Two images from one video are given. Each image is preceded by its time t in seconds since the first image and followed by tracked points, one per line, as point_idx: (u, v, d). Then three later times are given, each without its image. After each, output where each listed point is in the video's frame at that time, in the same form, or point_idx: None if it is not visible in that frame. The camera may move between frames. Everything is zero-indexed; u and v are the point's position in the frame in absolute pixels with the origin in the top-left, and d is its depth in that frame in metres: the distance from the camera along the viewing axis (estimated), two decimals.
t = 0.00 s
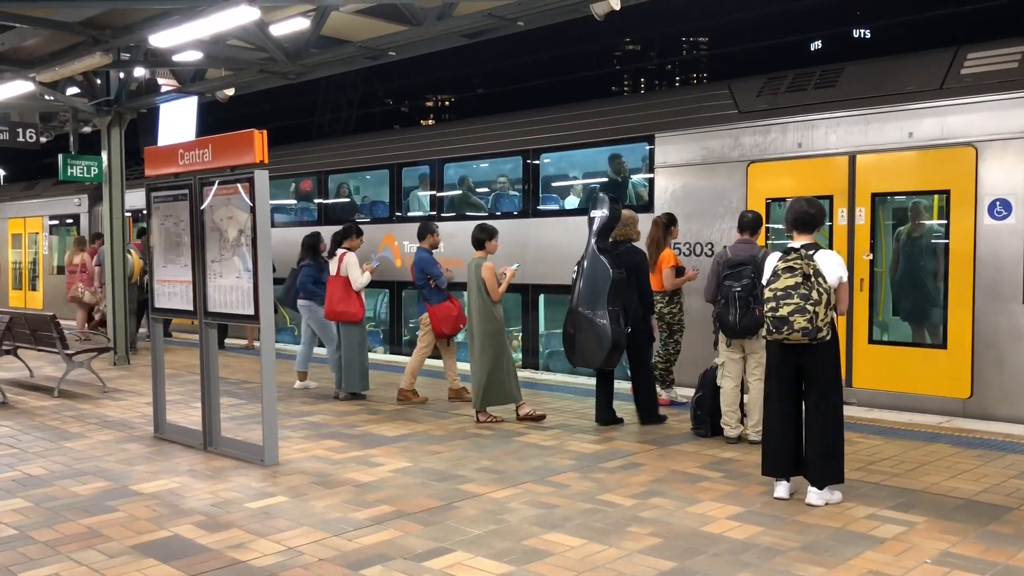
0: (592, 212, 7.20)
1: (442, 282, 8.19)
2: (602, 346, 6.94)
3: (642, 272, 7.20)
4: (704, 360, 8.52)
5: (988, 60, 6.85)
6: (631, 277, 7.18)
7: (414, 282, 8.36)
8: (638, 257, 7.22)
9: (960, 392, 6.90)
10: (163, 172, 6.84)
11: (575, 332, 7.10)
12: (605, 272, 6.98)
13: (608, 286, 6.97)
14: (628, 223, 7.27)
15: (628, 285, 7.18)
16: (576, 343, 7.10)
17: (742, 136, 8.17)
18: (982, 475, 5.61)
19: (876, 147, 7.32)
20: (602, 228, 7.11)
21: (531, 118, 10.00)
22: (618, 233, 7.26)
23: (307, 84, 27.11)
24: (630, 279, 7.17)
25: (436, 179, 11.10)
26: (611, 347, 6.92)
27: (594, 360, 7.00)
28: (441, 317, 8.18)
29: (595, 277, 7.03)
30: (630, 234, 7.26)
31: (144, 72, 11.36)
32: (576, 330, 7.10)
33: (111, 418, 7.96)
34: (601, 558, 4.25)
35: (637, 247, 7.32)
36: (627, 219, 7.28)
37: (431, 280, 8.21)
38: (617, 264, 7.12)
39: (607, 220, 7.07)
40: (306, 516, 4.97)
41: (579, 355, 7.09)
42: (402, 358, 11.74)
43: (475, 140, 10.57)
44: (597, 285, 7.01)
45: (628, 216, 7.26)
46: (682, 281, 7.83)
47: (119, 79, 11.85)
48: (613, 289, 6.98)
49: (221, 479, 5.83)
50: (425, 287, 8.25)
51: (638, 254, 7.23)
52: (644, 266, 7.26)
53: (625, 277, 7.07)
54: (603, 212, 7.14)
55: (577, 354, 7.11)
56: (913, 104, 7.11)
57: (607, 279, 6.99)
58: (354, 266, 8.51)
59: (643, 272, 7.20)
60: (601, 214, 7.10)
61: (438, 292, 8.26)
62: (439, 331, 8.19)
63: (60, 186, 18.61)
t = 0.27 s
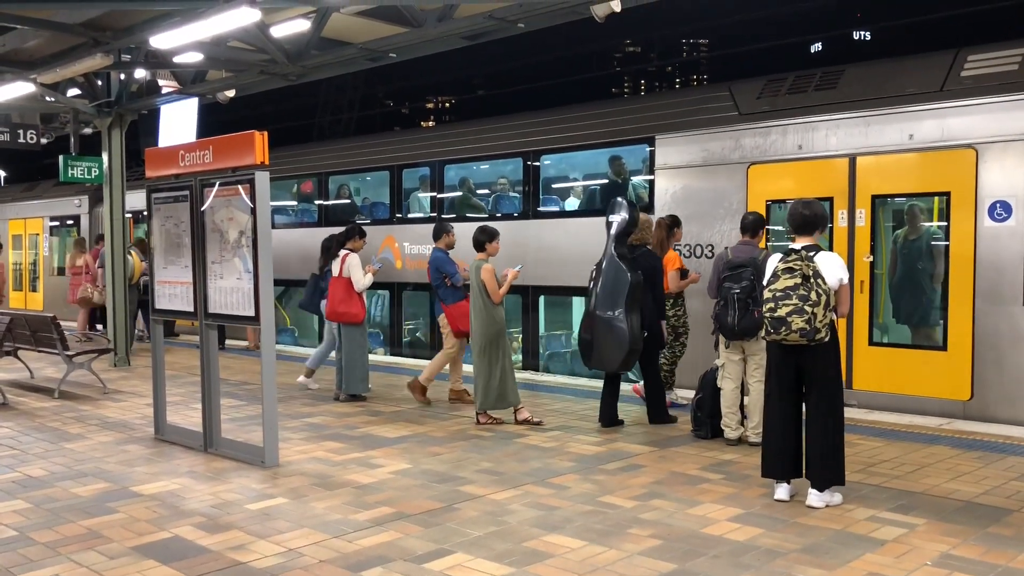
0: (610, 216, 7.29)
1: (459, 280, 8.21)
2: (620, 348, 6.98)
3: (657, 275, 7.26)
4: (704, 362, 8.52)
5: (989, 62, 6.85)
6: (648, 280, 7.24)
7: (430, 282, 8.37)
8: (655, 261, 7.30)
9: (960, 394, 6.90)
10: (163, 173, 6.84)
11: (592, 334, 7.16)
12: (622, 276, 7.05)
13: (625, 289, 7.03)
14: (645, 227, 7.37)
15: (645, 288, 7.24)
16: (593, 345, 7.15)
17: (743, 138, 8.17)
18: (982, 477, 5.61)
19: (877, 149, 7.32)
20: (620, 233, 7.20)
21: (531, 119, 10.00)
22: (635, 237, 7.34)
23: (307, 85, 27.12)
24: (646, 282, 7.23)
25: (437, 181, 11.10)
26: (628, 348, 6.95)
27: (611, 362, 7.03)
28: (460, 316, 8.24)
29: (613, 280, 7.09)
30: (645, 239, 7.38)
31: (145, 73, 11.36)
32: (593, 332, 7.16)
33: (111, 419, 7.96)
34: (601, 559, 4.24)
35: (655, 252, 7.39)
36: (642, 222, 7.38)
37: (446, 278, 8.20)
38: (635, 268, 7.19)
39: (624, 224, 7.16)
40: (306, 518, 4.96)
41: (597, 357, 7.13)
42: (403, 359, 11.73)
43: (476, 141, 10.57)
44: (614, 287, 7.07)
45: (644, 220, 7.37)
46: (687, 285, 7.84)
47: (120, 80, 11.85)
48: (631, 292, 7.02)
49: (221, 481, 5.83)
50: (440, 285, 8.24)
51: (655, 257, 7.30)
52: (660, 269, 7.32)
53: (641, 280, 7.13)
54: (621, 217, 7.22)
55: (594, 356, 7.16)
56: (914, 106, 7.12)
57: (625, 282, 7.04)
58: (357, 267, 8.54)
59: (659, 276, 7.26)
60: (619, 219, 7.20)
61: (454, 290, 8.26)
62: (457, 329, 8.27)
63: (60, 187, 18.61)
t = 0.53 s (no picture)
0: (626, 217, 7.34)
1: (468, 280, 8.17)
2: (638, 347, 6.98)
3: (675, 273, 7.27)
4: (704, 363, 8.51)
5: (989, 63, 6.85)
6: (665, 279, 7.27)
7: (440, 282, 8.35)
8: (672, 260, 7.28)
9: (960, 395, 6.90)
10: (164, 173, 6.84)
11: (611, 334, 7.17)
12: (639, 274, 7.05)
13: (642, 288, 7.03)
14: (662, 227, 7.44)
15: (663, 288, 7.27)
16: (612, 345, 7.16)
17: (743, 138, 8.17)
18: (981, 478, 5.61)
19: (877, 150, 7.32)
20: (636, 233, 7.23)
21: (531, 119, 10.01)
22: (652, 237, 7.45)
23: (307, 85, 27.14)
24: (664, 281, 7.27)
25: (437, 181, 11.10)
26: (647, 346, 6.95)
27: (630, 362, 7.03)
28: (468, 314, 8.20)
29: (630, 278, 7.11)
30: (661, 239, 7.43)
31: (145, 74, 11.37)
32: (612, 331, 7.17)
33: (111, 420, 7.96)
34: (601, 560, 4.25)
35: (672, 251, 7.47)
36: (659, 224, 7.46)
37: (455, 278, 8.19)
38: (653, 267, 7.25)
39: (639, 224, 7.20)
40: (306, 518, 4.96)
41: (616, 357, 7.14)
42: (402, 360, 11.74)
43: (476, 142, 10.58)
44: (631, 285, 7.09)
45: (661, 223, 7.46)
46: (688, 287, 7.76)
47: (120, 80, 11.86)
48: (648, 290, 7.03)
49: (221, 481, 5.83)
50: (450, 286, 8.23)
51: (672, 257, 7.30)
52: (678, 269, 7.31)
53: (658, 279, 7.14)
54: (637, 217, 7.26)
55: (613, 356, 7.16)
56: (914, 106, 7.12)
57: (642, 280, 7.05)
58: (359, 268, 8.53)
59: (675, 275, 7.27)
60: (634, 219, 7.24)
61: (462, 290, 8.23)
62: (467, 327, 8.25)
63: (60, 187, 18.62)
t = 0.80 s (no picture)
0: (637, 217, 7.33)
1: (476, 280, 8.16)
2: (649, 346, 7.02)
3: (684, 272, 7.27)
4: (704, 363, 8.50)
5: (989, 62, 6.86)
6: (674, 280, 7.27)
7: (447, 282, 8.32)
8: (682, 260, 7.27)
9: (960, 394, 6.90)
10: (164, 172, 6.84)
11: (620, 330, 7.23)
12: (649, 272, 7.06)
13: (652, 287, 7.06)
14: (672, 226, 7.38)
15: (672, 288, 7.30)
16: (620, 342, 7.22)
17: (743, 138, 8.17)
18: (981, 477, 5.61)
19: (877, 149, 7.32)
20: (646, 233, 7.25)
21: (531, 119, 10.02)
22: (662, 235, 7.38)
23: (307, 85, 27.14)
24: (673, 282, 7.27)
25: (437, 181, 11.10)
26: (655, 345, 6.99)
27: (641, 360, 7.09)
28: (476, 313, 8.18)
29: (640, 279, 7.13)
30: (671, 238, 7.38)
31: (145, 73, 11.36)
32: (621, 328, 7.23)
33: (111, 419, 7.96)
34: (600, 559, 4.25)
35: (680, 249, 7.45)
36: (669, 222, 7.40)
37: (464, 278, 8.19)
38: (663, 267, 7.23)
39: (649, 223, 7.20)
40: (306, 517, 4.97)
41: (623, 353, 7.20)
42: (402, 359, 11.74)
43: (476, 141, 10.58)
44: (641, 284, 7.11)
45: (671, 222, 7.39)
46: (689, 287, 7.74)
47: (120, 79, 11.86)
48: (659, 289, 7.05)
49: (221, 480, 5.83)
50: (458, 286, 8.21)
51: (682, 257, 7.28)
52: (687, 268, 7.31)
53: (669, 278, 7.17)
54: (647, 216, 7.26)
55: (621, 353, 7.23)
56: (913, 106, 7.12)
57: (652, 280, 7.07)
58: (365, 268, 8.49)
59: (684, 275, 7.27)
60: (645, 218, 7.25)
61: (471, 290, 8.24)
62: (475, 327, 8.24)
63: (60, 186, 18.61)
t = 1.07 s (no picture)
0: (642, 214, 7.28)
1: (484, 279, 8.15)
2: (648, 345, 7.00)
3: (688, 271, 7.36)
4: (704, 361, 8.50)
5: (990, 61, 6.85)
6: (677, 278, 7.35)
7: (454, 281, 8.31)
8: (686, 257, 7.37)
9: (960, 394, 6.89)
10: (164, 171, 6.84)
11: (619, 330, 7.13)
12: (651, 270, 7.02)
13: (653, 285, 7.03)
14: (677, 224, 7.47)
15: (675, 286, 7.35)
16: (620, 341, 7.13)
17: (744, 137, 8.16)
18: (981, 476, 5.61)
19: (877, 148, 7.32)
20: (651, 231, 7.20)
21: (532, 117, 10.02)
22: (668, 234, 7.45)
23: (306, 84, 27.13)
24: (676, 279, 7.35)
25: (437, 179, 11.10)
26: (653, 346, 6.99)
27: (640, 359, 7.05)
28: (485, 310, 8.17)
29: (641, 278, 7.07)
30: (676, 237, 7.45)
31: (145, 72, 11.36)
32: (620, 327, 7.13)
33: (111, 418, 7.96)
34: (601, 558, 4.25)
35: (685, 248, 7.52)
36: (674, 222, 7.47)
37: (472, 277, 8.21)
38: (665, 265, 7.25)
39: (655, 221, 7.16)
40: (306, 516, 4.97)
41: (624, 352, 7.12)
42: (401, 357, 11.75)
43: (476, 139, 10.58)
44: (641, 285, 7.07)
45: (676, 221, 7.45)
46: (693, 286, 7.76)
47: (120, 78, 11.86)
48: (659, 288, 7.05)
49: (221, 479, 5.83)
50: (466, 285, 8.23)
51: (686, 255, 7.39)
52: (691, 266, 7.40)
53: (670, 277, 7.19)
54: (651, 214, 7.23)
55: (621, 352, 7.15)
56: (914, 104, 7.11)
57: (654, 279, 7.04)
58: (375, 268, 8.50)
59: (689, 272, 7.35)
60: (651, 216, 7.20)
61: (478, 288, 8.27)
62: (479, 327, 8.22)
63: (60, 185, 18.60)
